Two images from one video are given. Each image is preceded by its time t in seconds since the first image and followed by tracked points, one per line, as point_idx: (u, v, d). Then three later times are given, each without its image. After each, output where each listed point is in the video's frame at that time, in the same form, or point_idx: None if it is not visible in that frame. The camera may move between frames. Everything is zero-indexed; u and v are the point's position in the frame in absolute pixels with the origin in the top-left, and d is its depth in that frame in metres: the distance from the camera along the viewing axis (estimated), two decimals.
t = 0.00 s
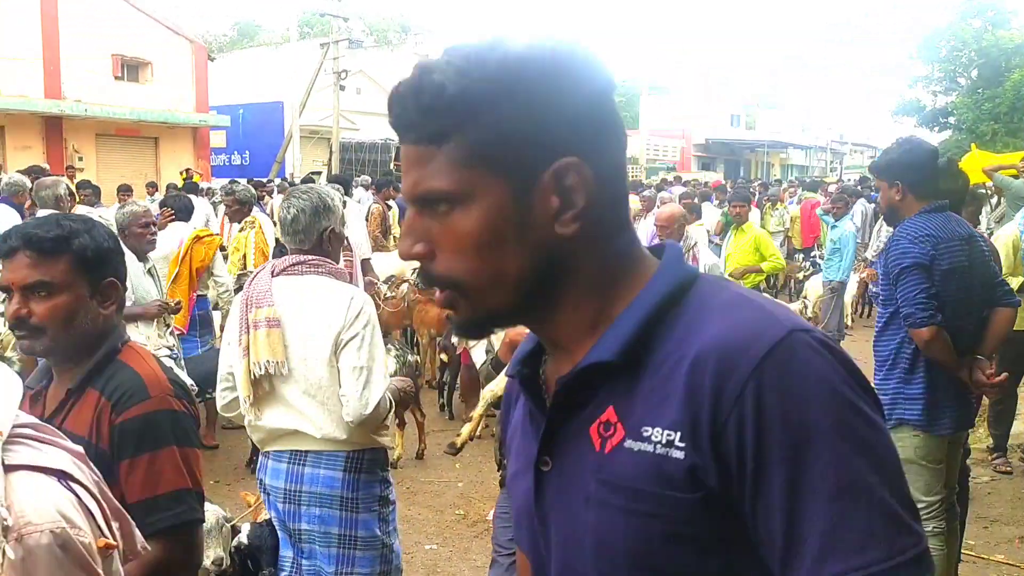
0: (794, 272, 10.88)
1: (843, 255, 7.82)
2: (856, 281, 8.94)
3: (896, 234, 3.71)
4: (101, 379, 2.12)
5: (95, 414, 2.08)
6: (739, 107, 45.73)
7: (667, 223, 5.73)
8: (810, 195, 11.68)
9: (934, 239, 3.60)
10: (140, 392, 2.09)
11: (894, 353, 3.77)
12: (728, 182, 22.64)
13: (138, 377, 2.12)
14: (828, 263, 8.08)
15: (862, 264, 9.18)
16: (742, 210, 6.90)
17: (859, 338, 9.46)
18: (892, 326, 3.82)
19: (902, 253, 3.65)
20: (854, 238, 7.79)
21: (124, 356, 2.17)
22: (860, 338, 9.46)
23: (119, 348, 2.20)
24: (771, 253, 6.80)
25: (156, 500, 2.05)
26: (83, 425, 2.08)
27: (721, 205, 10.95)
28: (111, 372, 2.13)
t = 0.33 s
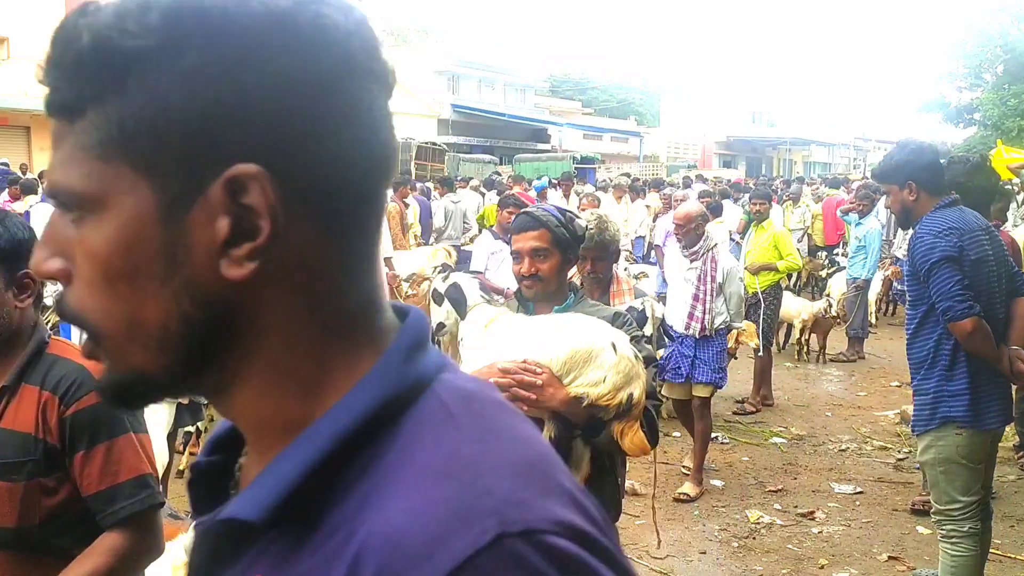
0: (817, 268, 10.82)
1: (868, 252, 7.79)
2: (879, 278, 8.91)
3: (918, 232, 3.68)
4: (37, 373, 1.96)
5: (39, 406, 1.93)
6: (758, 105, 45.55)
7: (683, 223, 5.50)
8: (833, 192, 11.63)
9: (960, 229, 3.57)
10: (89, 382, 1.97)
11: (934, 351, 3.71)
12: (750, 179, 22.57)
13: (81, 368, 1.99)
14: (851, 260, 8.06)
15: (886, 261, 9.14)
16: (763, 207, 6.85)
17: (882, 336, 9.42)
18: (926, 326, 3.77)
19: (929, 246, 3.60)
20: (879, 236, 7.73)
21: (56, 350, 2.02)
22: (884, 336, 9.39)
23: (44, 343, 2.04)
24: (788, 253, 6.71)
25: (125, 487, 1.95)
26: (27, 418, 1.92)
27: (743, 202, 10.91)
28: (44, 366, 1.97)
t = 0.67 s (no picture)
0: (842, 255, 10.74)
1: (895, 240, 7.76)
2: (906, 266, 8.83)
3: (944, 222, 3.66)
4: (26, 398, 1.60)
5: (32, 436, 1.58)
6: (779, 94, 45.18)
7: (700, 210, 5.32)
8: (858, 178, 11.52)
9: (987, 215, 3.55)
10: (93, 411, 1.64)
11: (972, 341, 3.67)
12: (775, 167, 22.40)
13: (82, 391, 1.64)
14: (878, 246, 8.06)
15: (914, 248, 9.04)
16: (789, 193, 6.77)
17: (909, 323, 9.34)
18: (962, 316, 3.73)
19: (958, 234, 3.57)
20: (907, 223, 7.68)
21: (49, 370, 1.66)
22: (910, 323, 9.32)
23: (34, 359, 1.67)
24: (810, 242, 6.59)
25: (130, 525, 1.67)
26: (16, 449, 1.57)
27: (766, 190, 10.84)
28: (37, 390, 1.61)
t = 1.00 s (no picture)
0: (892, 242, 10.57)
1: (946, 227, 7.65)
2: (957, 253, 8.66)
3: (1001, 209, 3.57)
4: (44, 422, 1.49)
5: (42, 469, 1.46)
6: (821, 79, 44.39)
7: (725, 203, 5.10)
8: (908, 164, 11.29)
9: None
10: (109, 441, 1.51)
11: None
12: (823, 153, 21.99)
13: (103, 420, 1.53)
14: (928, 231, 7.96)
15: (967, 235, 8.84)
16: (837, 180, 6.63)
17: (961, 311, 9.16)
18: (1019, 305, 3.65)
19: (1016, 222, 3.48)
20: (959, 209, 7.56)
21: (70, 394, 1.55)
22: (961, 312, 9.14)
23: (55, 381, 1.56)
24: (860, 229, 6.47)
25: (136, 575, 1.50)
26: (25, 480, 1.45)
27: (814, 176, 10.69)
28: (56, 414, 1.50)
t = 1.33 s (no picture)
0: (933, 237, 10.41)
1: (987, 220, 7.53)
2: (998, 247, 8.51)
3: None
4: None
5: None
6: (855, 70, 43.78)
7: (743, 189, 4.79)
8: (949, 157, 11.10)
9: None
10: (37, 512, 1.57)
11: None
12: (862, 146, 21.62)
13: (29, 491, 1.57)
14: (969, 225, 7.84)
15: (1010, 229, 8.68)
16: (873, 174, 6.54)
17: (1004, 307, 9.00)
18: None
19: None
20: (998, 202, 7.44)
21: None
22: (1004, 307, 8.99)
23: None
24: (899, 222, 6.38)
25: None
26: None
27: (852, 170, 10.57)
28: None
